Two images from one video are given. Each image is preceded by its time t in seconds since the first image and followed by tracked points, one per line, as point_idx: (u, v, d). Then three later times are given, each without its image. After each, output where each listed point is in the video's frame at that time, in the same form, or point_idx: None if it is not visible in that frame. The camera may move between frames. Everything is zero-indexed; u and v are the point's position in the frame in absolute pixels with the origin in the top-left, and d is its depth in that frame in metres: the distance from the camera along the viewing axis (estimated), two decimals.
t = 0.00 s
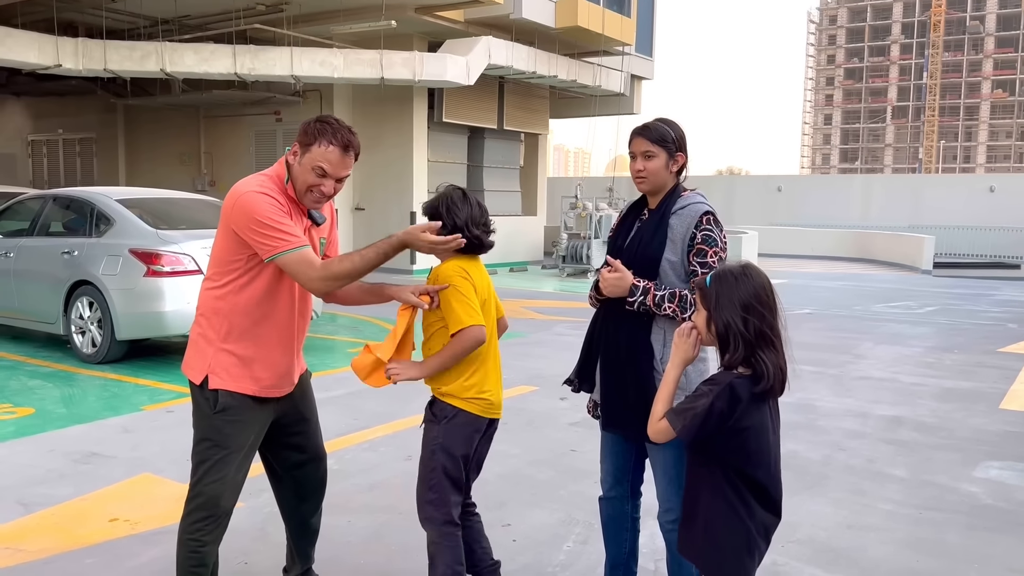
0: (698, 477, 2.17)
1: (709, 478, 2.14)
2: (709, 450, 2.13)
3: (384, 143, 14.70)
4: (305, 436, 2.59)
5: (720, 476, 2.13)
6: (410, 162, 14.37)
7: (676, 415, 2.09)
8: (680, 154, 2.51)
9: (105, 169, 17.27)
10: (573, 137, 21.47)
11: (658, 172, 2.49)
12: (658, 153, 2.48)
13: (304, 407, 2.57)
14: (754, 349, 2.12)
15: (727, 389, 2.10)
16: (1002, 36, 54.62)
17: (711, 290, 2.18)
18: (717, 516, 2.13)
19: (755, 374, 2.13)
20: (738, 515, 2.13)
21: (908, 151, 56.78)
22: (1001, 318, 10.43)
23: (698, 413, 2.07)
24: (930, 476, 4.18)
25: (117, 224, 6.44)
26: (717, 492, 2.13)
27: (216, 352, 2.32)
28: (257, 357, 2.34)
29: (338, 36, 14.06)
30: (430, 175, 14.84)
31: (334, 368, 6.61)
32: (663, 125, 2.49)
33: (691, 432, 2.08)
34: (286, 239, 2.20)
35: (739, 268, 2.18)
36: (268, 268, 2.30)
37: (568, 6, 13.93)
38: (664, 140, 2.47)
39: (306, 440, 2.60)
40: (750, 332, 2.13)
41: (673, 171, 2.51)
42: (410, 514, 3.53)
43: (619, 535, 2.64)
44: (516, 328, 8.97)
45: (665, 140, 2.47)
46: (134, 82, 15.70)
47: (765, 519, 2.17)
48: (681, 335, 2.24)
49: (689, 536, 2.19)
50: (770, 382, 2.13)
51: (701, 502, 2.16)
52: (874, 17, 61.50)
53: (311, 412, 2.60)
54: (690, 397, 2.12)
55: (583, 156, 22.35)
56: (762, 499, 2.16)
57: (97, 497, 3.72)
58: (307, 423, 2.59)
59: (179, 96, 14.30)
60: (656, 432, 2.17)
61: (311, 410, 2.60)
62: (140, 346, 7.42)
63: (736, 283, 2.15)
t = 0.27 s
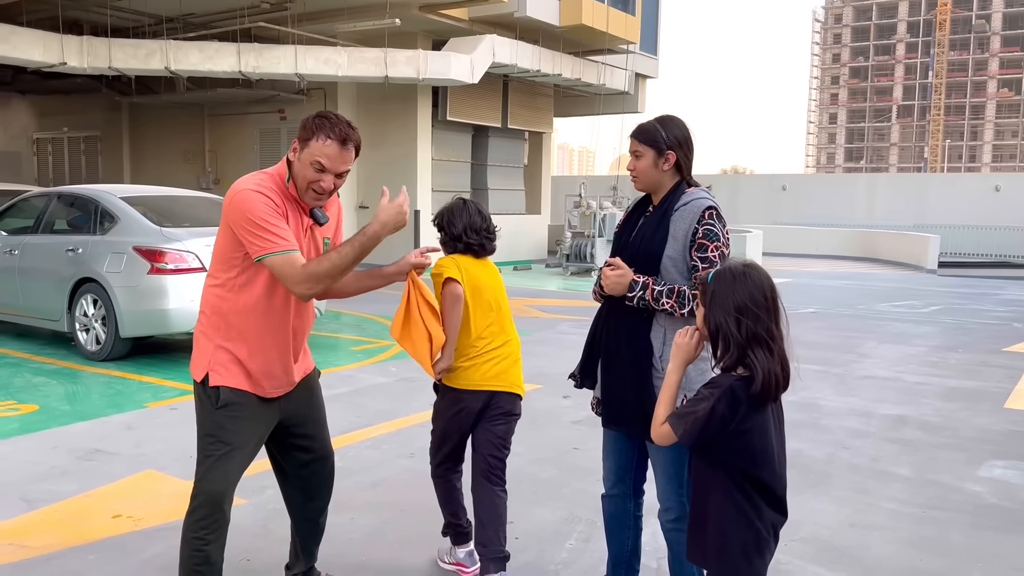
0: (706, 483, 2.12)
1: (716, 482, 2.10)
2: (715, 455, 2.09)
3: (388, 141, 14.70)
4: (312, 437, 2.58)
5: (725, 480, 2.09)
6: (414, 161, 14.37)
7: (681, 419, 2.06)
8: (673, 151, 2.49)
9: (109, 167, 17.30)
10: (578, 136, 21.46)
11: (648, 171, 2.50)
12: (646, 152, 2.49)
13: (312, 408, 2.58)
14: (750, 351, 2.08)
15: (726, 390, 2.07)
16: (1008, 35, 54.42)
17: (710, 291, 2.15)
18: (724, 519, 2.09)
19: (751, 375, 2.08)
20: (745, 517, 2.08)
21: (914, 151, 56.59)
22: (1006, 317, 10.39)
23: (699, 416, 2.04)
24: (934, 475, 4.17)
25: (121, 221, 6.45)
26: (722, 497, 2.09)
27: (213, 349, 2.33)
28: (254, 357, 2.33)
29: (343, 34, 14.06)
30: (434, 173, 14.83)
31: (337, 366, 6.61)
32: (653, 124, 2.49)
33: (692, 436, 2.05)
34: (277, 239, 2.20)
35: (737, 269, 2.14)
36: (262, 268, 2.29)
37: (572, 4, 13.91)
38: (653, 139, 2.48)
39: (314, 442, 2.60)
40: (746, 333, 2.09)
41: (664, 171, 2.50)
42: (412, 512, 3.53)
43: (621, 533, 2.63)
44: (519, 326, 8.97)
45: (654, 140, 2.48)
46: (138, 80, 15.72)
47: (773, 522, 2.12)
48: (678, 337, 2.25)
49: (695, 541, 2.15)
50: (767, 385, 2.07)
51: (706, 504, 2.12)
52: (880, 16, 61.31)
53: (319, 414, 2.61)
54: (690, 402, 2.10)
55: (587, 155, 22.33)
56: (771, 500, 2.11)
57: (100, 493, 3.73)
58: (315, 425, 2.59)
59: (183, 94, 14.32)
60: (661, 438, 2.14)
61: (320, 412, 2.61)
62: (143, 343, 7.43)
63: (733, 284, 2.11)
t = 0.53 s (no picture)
0: (709, 482, 2.11)
1: (721, 481, 2.09)
2: (722, 454, 2.08)
3: (391, 140, 14.71)
4: (309, 441, 2.56)
5: (731, 478, 2.08)
6: (417, 159, 14.36)
7: (689, 417, 2.06)
8: (669, 149, 2.50)
9: (113, 165, 17.33)
10: (581, 134, 21.44)
11: (645, 171, 2.54)
12: (643, 152, 2.54)
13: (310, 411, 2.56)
14: (756, 351, 2.07)
15: (734, 389, 2.06)
16: (1013, 34, 54.29)
17: (718, 288, 2.14)
18: (729, 517, 2.08)
19: (756, 375, 2.07)
20: (750, 517, 2.08)
21: (918, 150, 56.44)
22: (1010, 317, 10.36)
23: (706, 414, 2.04)
24: (937, 474, 4.16)
25: (124, 219, 6.46)
26: (727, 495, 2.09)
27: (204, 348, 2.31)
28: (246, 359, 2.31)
29: (346, 32, 14.06)
30: (437, 171, 14.82)
31: (340, 364, 6.62)
32: (649, 123, 2.53)
33: (700, 435, 2.04)
34: (237, 230, 2.13)
35: (747, 268, 2.13)
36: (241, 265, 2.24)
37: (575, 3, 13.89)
38: (649, 138, 2.52)
39: (311, 446, 2.57)
40: (753, 334, 2.08)
41: (663, 171, 2.52)
42: (414, 510, 3.53)
43: (622, 532, 2.63)
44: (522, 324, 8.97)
45: (649, 138, 2.52)
46: (142, 78, 15.73)
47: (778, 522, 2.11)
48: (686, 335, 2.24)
49: (697, 539, 2.15)
50: (772, 385, 2.06)
51: (710, 502, 2.11)
52: (884, 14, 61.14)
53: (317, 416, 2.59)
54: (698, 401, 2.09)
55: (591, 153, 22.31)
56: (778, 500, 2.11)
57: (103, 491, 3.73)
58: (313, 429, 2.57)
59: (187, 92, 14.34)
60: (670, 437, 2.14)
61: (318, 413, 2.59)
62: (147, 341, 7.44)
63: (741, 283, 2.10)
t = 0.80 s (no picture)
0: (717, 482, 2.11)
1: (730, 484, 2.08)
2: (733, 456, 2.07)
3: (394, 138, 14.70)
4: (310, 449, 2.46)
5: (740, 480, 2.06)
6: (420, 158, 14.36)
7: (700, 422, 2.06)
8: (668, 149, 2.52)
9: (117, 163, 17.36)
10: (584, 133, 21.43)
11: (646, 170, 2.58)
12: (645, 152, 2.57)
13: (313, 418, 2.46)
14: (763, 353, 2.07)
15: (744, 391, 2.05)
16: (1017, 33, 54.17)
17: (721, 289, 2.14)
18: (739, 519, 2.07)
19: (769, 376, 2.07)
20: (760, 518, 2.07)
21: (922, 149, 56.28)
22: (1013, 316, 10.34)
23: (717, 418, 2.03)
24: (940, 474, 4.15)
25: (127, 217, 6.47)
26: (737, 497, 2.07)
27: (184, 358, 2.25)
28: (231, 362, 2.24)
29: (349, 30, 14.06)
30: (440, 170, 14.83)
31: (342, 363, 6.63)
32: (651, 125, 2.56)
33: (709, 439, 2.04)
34: (161, 247, 2.06)
35: (750, 268, 2.12)
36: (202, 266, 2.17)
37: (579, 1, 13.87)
38: (650, 137, 2.55)
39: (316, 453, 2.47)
40: (760, 336, 2.08)
41: (662, 170, 2.55)
42: (417, 508, 3.54)
43: (625, 530, 2.63)
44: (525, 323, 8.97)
45: (650, 138, 2.54)
46: (145, 76, 15.74)
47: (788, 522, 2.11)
48: (688, 340, 2.24)
49: (704, 542, 2.13)
50: (781, 386, 2.06)
51: (719, 505, 2.10)
52: (887, 13, 61.02)
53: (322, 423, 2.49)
54: (707, 405, 2.08)
55: (594, 153, 22.30)
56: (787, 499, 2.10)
57: (106, 488, 3.74)
58: (318, 437, 2.47)
59: (190, 91, 14.37)
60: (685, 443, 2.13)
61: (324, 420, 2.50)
62: (149, 339, 7.45)
63: (745, 285, 2.09)
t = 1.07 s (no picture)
0: (697, 487, 2.08)
1: (711, 494, 2.05)
2: (710, 463, 2.04)
3: (397, 137, 14.70)
4: (320, 453, 2.28)
5: (718, 490, 2.03)
6: (422, 156, 14.36)
7: (678, 439, 2.04)
8: (670, 149, 2.53)
9: (120, 162, 17.39)
10: (587, 132, 21.41)
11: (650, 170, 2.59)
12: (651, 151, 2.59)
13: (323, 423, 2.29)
14: (728, 358, 2.05)
15: (712, 399, 2.02)
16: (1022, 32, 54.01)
17: (682, 297, 2.13)
18: (723, 528, 2.03)
19: (736, 381, 2.03)
20: (744, 525, 2.02)
21: (925, 148, 56.14)
22: (1017, 316, 10.31)
23: (689, 429, 2.02)
24: (942, 474, 4.14)
25: (130, 215, 6.48)
26: (719, 507, 2.03)
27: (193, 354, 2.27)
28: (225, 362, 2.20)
29: (352, 29, 14.07)
30: (443, 169, 14.82)
31: (344, 361, 6.63)
32: (658, 126, 2.58)
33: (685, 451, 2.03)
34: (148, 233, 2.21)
35: (708, 273, 2.12)
36: (189, 257, 2.17)
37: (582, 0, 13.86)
38: (655, 137, 2.57)
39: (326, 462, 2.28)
40: (722, 341, 2.06)
41: (666, 169, 2.56)
42: (419, 506, 3.54)
43: (629, 529, 2.63)
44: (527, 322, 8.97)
45: (655, 138, 2.56)
46: (149, 75, 15.75)
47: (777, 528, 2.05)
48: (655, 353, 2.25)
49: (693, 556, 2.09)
50: (750, 390, 2.02)
51: (703, 517, 2.07)
52: (891, 12, 60.89)
53: (334, 428, 2.30)
54: (679, 417, 2.07)
55: (597, 152, 22.29)
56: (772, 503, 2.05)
57: (108, 486, 3.75)
58: (326, 445, 2.28)
59: (193, 90, 14.38)
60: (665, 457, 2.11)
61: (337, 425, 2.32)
62: (152, 338, 7.47)
63: (704, 290, 2.09)
